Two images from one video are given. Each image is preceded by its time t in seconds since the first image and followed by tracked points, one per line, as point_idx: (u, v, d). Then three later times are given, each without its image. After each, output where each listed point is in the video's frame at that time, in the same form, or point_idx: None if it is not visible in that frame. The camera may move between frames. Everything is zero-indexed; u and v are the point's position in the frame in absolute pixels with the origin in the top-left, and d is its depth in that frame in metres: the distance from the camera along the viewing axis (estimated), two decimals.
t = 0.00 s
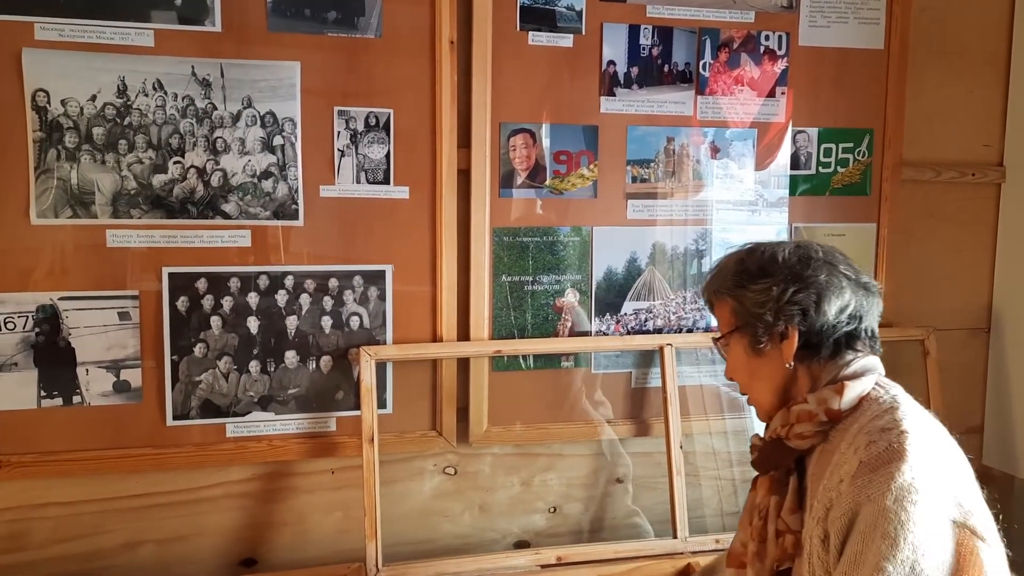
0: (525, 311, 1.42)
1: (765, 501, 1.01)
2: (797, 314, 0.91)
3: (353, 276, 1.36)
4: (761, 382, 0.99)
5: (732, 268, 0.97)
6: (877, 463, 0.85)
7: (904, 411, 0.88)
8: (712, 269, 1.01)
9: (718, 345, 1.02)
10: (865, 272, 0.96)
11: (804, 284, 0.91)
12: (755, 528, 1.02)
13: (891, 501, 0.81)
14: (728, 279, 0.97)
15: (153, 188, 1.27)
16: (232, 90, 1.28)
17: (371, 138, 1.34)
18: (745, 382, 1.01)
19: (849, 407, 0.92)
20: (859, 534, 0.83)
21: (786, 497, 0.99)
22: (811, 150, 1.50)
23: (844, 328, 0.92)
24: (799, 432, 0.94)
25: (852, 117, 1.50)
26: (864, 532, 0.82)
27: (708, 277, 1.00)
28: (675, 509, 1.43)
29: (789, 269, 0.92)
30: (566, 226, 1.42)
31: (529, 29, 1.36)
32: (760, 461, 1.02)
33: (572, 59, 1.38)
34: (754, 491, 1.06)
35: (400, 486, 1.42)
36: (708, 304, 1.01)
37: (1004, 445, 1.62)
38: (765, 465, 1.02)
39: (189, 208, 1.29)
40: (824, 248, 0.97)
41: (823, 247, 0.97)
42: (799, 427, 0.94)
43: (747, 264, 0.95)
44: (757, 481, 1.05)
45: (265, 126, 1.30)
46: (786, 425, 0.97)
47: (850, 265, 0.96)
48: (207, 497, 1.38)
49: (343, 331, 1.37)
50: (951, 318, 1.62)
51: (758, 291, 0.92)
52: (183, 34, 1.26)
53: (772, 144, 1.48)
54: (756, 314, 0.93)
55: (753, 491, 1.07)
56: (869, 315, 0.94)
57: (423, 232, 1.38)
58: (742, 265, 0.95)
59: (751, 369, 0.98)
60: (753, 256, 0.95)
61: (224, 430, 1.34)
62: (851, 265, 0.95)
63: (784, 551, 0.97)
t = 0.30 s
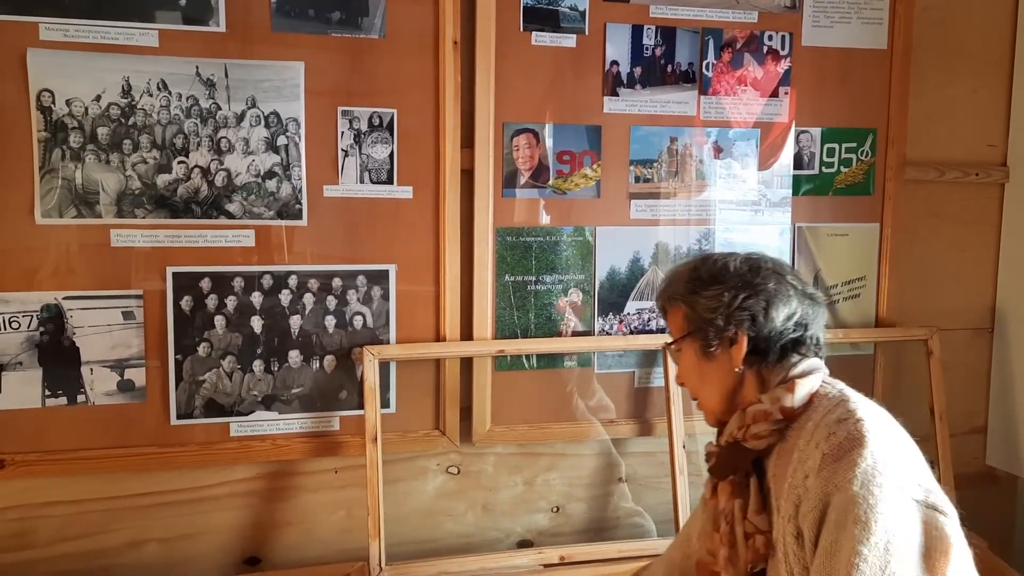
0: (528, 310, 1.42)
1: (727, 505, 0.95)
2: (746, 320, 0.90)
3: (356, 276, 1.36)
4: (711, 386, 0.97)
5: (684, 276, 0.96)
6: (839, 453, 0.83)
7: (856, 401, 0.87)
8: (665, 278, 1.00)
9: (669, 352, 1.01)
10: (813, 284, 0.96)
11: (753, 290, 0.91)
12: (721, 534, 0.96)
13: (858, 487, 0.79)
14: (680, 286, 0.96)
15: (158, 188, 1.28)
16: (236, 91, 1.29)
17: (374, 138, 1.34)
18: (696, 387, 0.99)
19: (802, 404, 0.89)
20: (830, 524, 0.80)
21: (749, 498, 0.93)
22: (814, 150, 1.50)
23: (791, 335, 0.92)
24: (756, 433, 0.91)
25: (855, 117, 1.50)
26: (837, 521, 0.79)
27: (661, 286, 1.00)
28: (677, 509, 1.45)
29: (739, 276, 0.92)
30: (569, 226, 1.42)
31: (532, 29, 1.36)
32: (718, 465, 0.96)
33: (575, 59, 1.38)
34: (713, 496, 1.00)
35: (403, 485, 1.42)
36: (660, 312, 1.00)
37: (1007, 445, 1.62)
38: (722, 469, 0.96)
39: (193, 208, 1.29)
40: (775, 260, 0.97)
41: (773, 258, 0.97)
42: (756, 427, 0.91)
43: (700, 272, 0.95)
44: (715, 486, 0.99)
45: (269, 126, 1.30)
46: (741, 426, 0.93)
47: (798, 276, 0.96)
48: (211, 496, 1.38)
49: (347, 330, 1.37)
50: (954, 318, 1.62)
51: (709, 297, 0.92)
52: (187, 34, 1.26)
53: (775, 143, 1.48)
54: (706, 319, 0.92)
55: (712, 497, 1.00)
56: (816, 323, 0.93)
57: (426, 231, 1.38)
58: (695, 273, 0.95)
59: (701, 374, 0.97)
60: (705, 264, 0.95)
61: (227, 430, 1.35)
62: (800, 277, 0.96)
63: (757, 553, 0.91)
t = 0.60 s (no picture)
0: (531, 310, 1.42)
1: (706, 512, 0.97)
2: (712, 329, 0.92)
3: (359, 275, 1.36)
4: (681, 396, 0.98)
5: (654, 288, 0.97)
6: (810, 449, 0.84)
7: (821, 399, 0.89)
8: (636, 291, 1.02)
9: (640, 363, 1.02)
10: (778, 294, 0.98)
11: (719, 300, 0.92)
12: (702, 541, 0.97)
13: (831, 481, 0.80)
14: (650, 297, 0.97)
15: (161, 187, 1.28)
16: (239, 90, 1.29)
17: (378, 138, 1.34)
18: (666, 397, 1.00)
19: (769, 406, 0.91)
20: (810, 519, 0.81)
21: (726, 504, 0.95)
22: (818, 150, 1.50)
23: (757, 343, 0.93)
24: (726, 437, 0.92)
25: (859, 116, 1.50)
26: (815, 517, 0.80)
27: (633, 298, 1.01)
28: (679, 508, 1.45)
29: (706, 287, 0.93)
30: (572, 226, 1.42)
31: (535, 29, 1.36)
32: (693, 473, 0.98)
33: (578, 58, 1.38)
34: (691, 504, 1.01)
35: (406, 484, 1.42)
36: (632, 324, 1.02)
37: (1010, 445, 1.61)
38: (697, 477, 0.98)
39: (196, 207, 1.29)
40: (742, 272, 0.99)
41: (740, 271, 0.99)
42: (726, 431, 0.92)
43: (669, 283, 0.97)
44: (693, 494, 1.01)
45: (272, 126, 1.31)
46: (712, 432, 0.94)
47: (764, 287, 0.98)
48: (214, 495, 1.38)
49: (350, 330, 1.37)
50: (958, 318, 1.62)
51: (677, 307, 0.93)
52: (191, 34, 1.26)
53: (778, 143, 1.48)
54: (674, 328, 0.93)
55: (689, 505, 1.02)
56: (782, 332, 0.95)
57: (429, 231, 1.38)
58: (664, 284, 0.97)
59: (671, 384, 0.98)
60: (674, 276, 0.97)
61: (230, 429, 1.35)
62: (766, 288, 0.98)
63: (740, 557, 0.93)
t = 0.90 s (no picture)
0: (536, 309, 1.42)
1: (703, 511, 0.97)
2: (713, 329, 0.91)
3: (364, 274, 1.36)
4: (681, 396, 0.98)
5: (656, 288, 0.98)
6: (806, 450, 0.83)
7: (817, 399, 0.88)
8: (637, 291, 1.02)
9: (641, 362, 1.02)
10: (780, 295, 0.98)
11: (720, 301, 0.92)
12: (699, 540, 0.98)
13: (826, 482, 0.80)
14: (651, 298, 0.97)
15: (166, 186, 1.28)
16: (244, 89, 1.29)
17: (382, 137, 1.34)
18: (666, 396, 1.00)
19: (766, 406, 0.91)
20: (806, 521, 0.81)
21: (723, 503, 0.96)
22: (824, 148, 1.49)
23: (758, 344, 0.93)
24: (723, 437, 0.92)
25: (865, 115, 1.50)
26: (811, 517, 0.80)
27: (634, 299, 1.01)
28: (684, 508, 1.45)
29: (707, 288, 0.94)
30: (577, 225, 1.42)
31: (540, 27, 1.36)
32: (689, 472, 0.98)
33: (583, 57, 1.38)
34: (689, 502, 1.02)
35: (410, 483, 1.42)
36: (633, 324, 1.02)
37: (1017, 445, 1.61)
38: (694, 476, 0.98)
39: (201, 206, 1.29)
40: (744, 273, 0.99)
41: (741, 271, 0.99)
42: (723, 431, 0.92)
43: (670, 284, 0.97)
44: (690, 493, 1.01)
45: (277, 124, 1.30)
46: (710, 431, 0.95)
47: (766, 288, 0.98)
48: (219, 494, 1.38)
49: (354, 329, 1.37)
50: (965, 317, 1.61)
51: (677, 308, 0.93)
52: (195, 33, 1.26)
53: (784, 142, 1.47)
54: (674, 329, 0.93)
55: (688, 504, 1.02)
56: (783, 333, 0.95)
57: (434, 229, 1.38)
58: (666, 285, 0.97)
59: (670, 383, 0.98)
60: (675, 276, 0.97)
61: (235, 428, 1.35)
62: (768, 289, 0.97)
63: (737, 556, 0.94)
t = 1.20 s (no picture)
0: (541, 308, 1.42)
1: (704, 512, 0.97)
2: (719, 330, 0.91)
3: (369, 273, 1.36)
4: (684, 396, 0.98)
5: (663, 288, 0.97)
6: (808, 449, 0.83)
7: (819, 399, 0.89)
8: (644, 290, 1.01)
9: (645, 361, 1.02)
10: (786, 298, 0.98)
11: (727, 302, 0.92)
12: (701, 541, 0.97)
13: (829, 480, 0.80)
14: (658, 297, 0.97)
15: (172, 185, 1.28)
16: (249, 88, 1.29)
17: (387, 136, 1.34)
18: (669, 396, 1.00)
19: (768, 406, 0.91)
20: (809, 520, 0.81)
21: (725, 503, 0.95)
22: (829, 147, 1.49)
23: (764, 346, 0.93)
24: (724, 436, 0.93)
25: (870, 114, 1.49)
26: (815, 516, 0.80)
27: (641, 297, 1.01)
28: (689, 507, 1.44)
29: (715, 289, 0.93)
30: (582, 224, 1.42)
31: (545, 26, 1.36)
32: (690, 472, 0.98)
33: (587, 56, 1.38)
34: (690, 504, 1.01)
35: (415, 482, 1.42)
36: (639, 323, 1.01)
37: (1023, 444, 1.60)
38: (695, 476, 0.98)
39: (206, 205, 1.30)
40: (752, 275, 0.99)
41: (749, 273, 0.98)
42: (725, 430, 0.92)
43: (677, 283, 0.97)
44: (691, 495, 1.01)
45: (282, 123, 1.31)
46: (711, 431, 0.95)
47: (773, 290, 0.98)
48: (224, 493, 1.39)
49: (359, 327, 1.37)
50: (971, 316, 1.61)
51: (684, 307, 0.93)
52: (201, 33, 1.26)
53: (789, 141, 1.47)
54: (680, 328, 0.93)
55: (689, 505, 1.02)
56: (789, 336, 0.95)
57: (438, 228, 1.38)
58: (672, 284, 0.97)
59: (674, 383, 0.98)
60: (683, 276, 0.97)
61: (240, 427, 1.35)
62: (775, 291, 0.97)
63: (739, 557, 0.93)
